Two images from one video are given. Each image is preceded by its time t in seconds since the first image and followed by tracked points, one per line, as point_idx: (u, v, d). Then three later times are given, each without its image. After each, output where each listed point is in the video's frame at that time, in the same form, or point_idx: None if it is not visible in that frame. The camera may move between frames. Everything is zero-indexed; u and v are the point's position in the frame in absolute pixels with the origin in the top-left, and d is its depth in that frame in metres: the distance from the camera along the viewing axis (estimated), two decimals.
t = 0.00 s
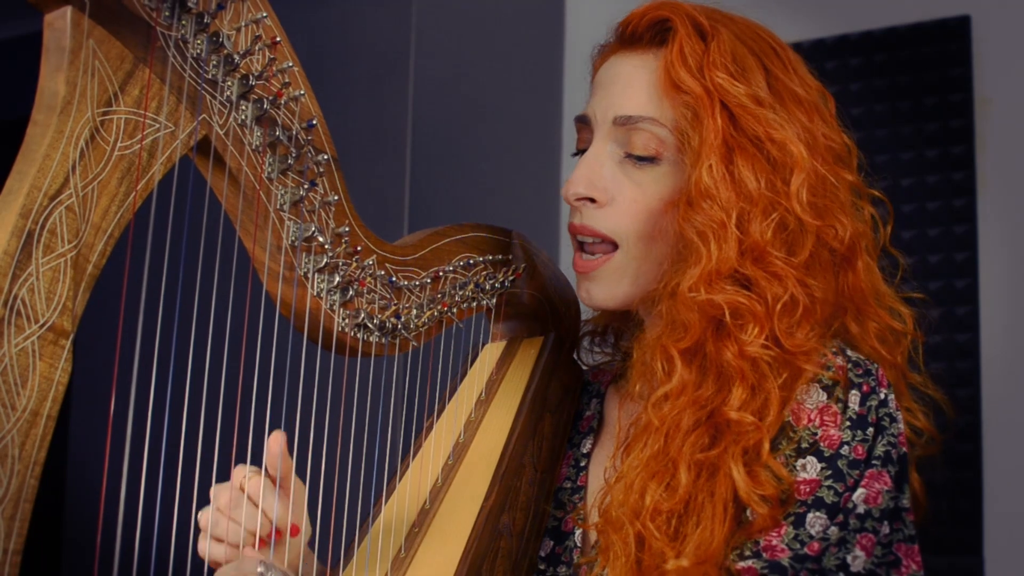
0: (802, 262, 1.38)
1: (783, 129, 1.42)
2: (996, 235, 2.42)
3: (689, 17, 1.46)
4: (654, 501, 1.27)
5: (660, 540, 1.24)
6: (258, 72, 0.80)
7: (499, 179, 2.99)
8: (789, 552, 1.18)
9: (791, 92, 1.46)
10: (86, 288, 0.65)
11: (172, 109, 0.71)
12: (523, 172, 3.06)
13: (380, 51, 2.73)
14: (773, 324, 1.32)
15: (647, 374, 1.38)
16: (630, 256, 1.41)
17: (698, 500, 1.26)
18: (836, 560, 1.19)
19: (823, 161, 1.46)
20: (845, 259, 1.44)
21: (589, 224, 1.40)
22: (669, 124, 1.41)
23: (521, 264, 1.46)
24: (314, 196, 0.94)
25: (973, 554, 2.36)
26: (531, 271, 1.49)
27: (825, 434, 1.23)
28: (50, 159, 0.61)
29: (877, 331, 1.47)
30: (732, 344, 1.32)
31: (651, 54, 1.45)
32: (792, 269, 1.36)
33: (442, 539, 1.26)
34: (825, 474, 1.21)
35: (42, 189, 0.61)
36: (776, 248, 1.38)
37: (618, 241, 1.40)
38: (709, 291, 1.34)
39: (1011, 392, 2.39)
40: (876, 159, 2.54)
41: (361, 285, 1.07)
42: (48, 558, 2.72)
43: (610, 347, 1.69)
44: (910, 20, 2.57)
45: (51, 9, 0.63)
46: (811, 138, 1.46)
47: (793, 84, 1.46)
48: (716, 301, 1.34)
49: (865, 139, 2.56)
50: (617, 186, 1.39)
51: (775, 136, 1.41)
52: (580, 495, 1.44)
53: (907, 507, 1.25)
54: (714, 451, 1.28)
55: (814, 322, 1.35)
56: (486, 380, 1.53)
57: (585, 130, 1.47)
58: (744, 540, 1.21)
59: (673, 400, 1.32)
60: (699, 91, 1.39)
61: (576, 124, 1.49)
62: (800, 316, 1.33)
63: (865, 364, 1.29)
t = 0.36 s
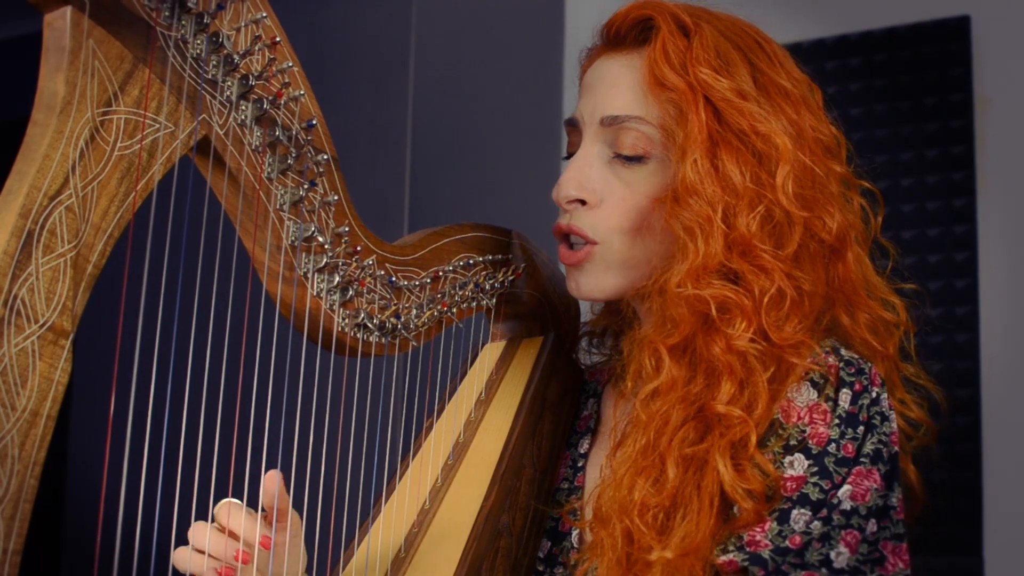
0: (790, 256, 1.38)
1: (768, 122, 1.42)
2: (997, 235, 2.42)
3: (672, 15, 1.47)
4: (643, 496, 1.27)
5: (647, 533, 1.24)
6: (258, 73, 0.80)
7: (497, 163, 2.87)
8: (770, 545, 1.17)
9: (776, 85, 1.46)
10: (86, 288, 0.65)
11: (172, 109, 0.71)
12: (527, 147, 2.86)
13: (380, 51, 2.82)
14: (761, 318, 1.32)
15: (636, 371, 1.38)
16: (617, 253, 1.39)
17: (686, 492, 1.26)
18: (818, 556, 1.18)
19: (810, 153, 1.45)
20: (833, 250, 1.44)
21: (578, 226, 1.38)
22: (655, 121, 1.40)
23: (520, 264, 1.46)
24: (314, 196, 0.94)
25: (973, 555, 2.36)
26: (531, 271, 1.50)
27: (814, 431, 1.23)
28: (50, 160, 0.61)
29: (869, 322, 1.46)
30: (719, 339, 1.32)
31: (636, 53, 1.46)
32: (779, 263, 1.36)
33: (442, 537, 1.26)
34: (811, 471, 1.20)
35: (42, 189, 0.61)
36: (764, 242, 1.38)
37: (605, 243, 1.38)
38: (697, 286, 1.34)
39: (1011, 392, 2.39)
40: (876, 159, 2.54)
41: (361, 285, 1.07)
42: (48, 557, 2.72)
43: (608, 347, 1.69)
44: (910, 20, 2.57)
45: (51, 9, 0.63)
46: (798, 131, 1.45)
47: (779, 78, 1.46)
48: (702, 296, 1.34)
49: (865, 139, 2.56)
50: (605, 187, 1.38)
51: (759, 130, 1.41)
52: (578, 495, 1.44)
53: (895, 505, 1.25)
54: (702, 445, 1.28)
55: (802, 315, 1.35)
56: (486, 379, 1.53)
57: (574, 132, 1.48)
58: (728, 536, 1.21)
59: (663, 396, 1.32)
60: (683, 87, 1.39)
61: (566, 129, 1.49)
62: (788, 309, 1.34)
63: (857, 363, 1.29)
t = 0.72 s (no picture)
0: (776, 249, 1.37)
1: (751, 115, 1.41)
2: (998, 235, 2.42)
3: (657, 13, 1.48)
4: (639, 495, 1.27)
5: (643, 532, 1.24)
6: (258, 72, 0.80)
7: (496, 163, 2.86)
8: (773, 537, 1.15)
9: (762, 79, 1.45)
10: (85, 287, 0.65)
11: (172, 108, 0.71)
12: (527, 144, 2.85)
13: (378, 50, 2.81)
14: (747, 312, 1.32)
15: (630, 371, 1.39)
16: (610, 253, 1.41)
17: (680, 491, 1.26)
18: (821, 548, 1.16)
19: (796, 145, 1.44)
20: (824, 244, 1.44)
21: (570, 224, 1.40)
22: (641, 117, 1.42)
23: (521, 263, 1.46)
24: (314, 195, 0.94)
25: (973, 554, 2.36)
26: (531, 270, 1.50)
27: (814, 427, 1.22)
28: (49, 159, 0.61)
29: (862, 315, 1.47)
30: (705, 336, 1.32)
31: (622, 52, 1.47)
32: (765, 256, 1.36)
33: (442, 537, 1.26)
34: (813, 465, 1.19)
35: (41, 188, 0.61)
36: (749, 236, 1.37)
37: (599, 241, 1.40)
38: (683, 281, 1.34)
39: (1011, 393, 2.38)
40: (876, 159, 2.54)
41: (360, 284, 1.07)
42: (47, 556, 2.72)
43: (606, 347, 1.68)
44: (910, 20, 2.57)
45: (50, 8, 0.63)
46: (784, 123, 1.45)
47: (766, 72, 1.46)
48: (687, 291, 1.34)
49: (864, 138, 2.56)
50: (594, 184, 1.39)
51: (742, 123, 1.41)
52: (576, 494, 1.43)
53: (894, 504, 1.24)
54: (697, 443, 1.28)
55: (790, 307, 1.35)
56: (485, 379, 1.52)
57: (566, 133, 1.49)
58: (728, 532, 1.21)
59: (656, 394, 1.33)
60: (666, 83, 1.40)
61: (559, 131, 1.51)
62: (774, 302, 1.33)
63: (858, 361, 1.28)
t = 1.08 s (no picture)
0: (770, 239, 1.37)
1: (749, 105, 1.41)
2: (998, 236, 2.42)
3: (662, 5, 1.48)
4: (638, 493, 1.27)
5: (642, 531, 1.24)
6: (258, 72, 0.80)
7: (496, 163, 2.87)
8: (771, 544, 1.17)
9: (765, 73, 1.45)
10: (86, 288, 0.65)
11: (172, 108, 0.71)
12: (525, 144, 2.88)
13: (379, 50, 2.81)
14: (738, 301, 1.32)
15: (625, 364, 1.39)
16: (609, 244, 1.41)
17: (679, 490, 1.26)
18: (818, 555, 1.18)
19: (796, 138, 1.44)
20: (821, 239, 1.43)
21: (569, 212, 1.41)
22: (641, 107, 1.42)
23: (521, 263, 1.46)
24: (314, 196, 0.94)
25: (973, 555, 2.35)
26: (531, 270, 1.49)
27: (814, 432, 1.22)
28: (49, 159, 0.61)
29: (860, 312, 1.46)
30: (696, 326, 1.32)
31: (626, 44, 1.47)
32: (757, 245, 1.36)
33: (443, 538, 1.26)
34: (812, 471, 1.20)
35: (42, 188, 0.61)
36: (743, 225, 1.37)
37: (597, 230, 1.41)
38: (675, 270, 1.34)
39: (1011, 393, 2.38)
40: (876, 159, 2.54)
41: (361, 284, 1.06)
42: (47, 557, 2.72)
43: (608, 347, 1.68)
44: (910, 20, 2.57)
45: (50, 8, 0.63)
46: (785, 117, 1.44)
47: (767, 67, 1.46)
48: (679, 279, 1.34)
49: (864, 139, 2.56)
50: (593, 173, 1.40)
51: (739, 113, 1.40)
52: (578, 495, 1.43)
53: (894, 508, 1.26)
54: (695, 439, 1.28)
55: (781, 299, 1.35)
56: (486, 379, 1.52)
57: (570, 125, 1.50)
58: (727, 538, 1.22)
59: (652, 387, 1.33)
60: (665, 72, 1.40)
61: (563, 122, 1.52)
62: (764, 291, 1.33)
63: (858, 363, 1.27)
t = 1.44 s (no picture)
0: (782, 238, 1.37)
1: (762, 105, 1.42)
2: (998, 236, 2.42)
3: (676, 5, 1.49)
4: (660, 497, 1.26)
5: (666, 537, 1.24)
6: (258, 72, 0.80)
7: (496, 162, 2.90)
8: (809, 569, 1.18)
9: (778, 75, 1.46)
10: (87, 288, 0.65)
11: (172, 109, 0.71)
12: (526, 143, 2.92)
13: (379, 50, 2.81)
14: (750, 299, 1.32)
15: (639, 366, 1.38)
16: (613, 232, 1.39)
17: (704, 498, 1.25)
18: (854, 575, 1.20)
19: (808, 139, 1.45)
20: (831, 241, 1.43)
21: (575, 203, 1.39)
22: (654, 103, 1.42)
23: (521, 264, 1.46)
24: (315, 196, 0.94)
25: (973, 555, 2.35)
26: (532, 270, 1.49)
27: (835, 447, 1.22)
28: (51, 159, 0.61)
29: (870, 316, 1.45)
30: (711, 325, 1.32)
31: (639, 42, 1.48)
32: (770, 244, 1.36)
33: (445, 538, 1.26)
34: (838, 488, 1.20)
35: (43, 189, 0.61)
36: (756, 223, 1.37)
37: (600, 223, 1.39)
38: (688, 267, 1.34)
39: (1011, 393, 2.38)
40: (876, 159, 2.54)
41: (361, 285, 1.07)
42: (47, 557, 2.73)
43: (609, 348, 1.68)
44: (910, 20, 2.57)
45: (51, 9, 0.63)
46: (797, 119, 1.45)
47: (781, 70, 1.47)
48: (694, 277, 1.33)
49: (864, 139, 2.56)
50: (603, 168, 1.39)
51: (752, 112, 1.41)
52: (578, 496, 1.43)
53: (917, 517, 1.28)
54: (715, 444, 1.27)
55: (793, 298, 1.35)
56: (486, 379, 1.52)
57: (580, 121, 1.50)
58: (755, 555, 1.22)
59: (668, 388, 1.32)
60: (680, 70, 1.41)
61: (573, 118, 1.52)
62: (777, 290, 1.33)
63: (868, 371, 1.28)
